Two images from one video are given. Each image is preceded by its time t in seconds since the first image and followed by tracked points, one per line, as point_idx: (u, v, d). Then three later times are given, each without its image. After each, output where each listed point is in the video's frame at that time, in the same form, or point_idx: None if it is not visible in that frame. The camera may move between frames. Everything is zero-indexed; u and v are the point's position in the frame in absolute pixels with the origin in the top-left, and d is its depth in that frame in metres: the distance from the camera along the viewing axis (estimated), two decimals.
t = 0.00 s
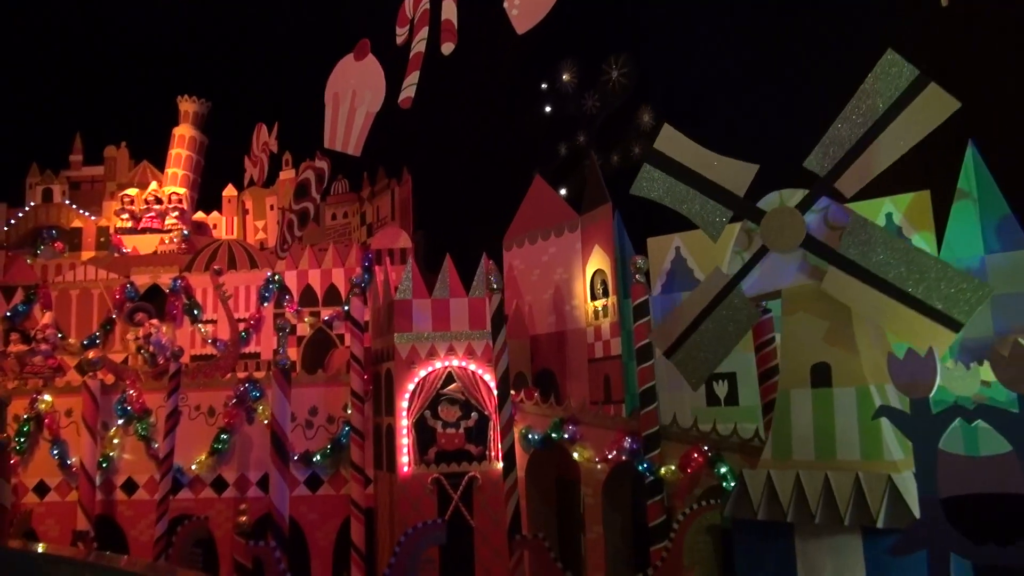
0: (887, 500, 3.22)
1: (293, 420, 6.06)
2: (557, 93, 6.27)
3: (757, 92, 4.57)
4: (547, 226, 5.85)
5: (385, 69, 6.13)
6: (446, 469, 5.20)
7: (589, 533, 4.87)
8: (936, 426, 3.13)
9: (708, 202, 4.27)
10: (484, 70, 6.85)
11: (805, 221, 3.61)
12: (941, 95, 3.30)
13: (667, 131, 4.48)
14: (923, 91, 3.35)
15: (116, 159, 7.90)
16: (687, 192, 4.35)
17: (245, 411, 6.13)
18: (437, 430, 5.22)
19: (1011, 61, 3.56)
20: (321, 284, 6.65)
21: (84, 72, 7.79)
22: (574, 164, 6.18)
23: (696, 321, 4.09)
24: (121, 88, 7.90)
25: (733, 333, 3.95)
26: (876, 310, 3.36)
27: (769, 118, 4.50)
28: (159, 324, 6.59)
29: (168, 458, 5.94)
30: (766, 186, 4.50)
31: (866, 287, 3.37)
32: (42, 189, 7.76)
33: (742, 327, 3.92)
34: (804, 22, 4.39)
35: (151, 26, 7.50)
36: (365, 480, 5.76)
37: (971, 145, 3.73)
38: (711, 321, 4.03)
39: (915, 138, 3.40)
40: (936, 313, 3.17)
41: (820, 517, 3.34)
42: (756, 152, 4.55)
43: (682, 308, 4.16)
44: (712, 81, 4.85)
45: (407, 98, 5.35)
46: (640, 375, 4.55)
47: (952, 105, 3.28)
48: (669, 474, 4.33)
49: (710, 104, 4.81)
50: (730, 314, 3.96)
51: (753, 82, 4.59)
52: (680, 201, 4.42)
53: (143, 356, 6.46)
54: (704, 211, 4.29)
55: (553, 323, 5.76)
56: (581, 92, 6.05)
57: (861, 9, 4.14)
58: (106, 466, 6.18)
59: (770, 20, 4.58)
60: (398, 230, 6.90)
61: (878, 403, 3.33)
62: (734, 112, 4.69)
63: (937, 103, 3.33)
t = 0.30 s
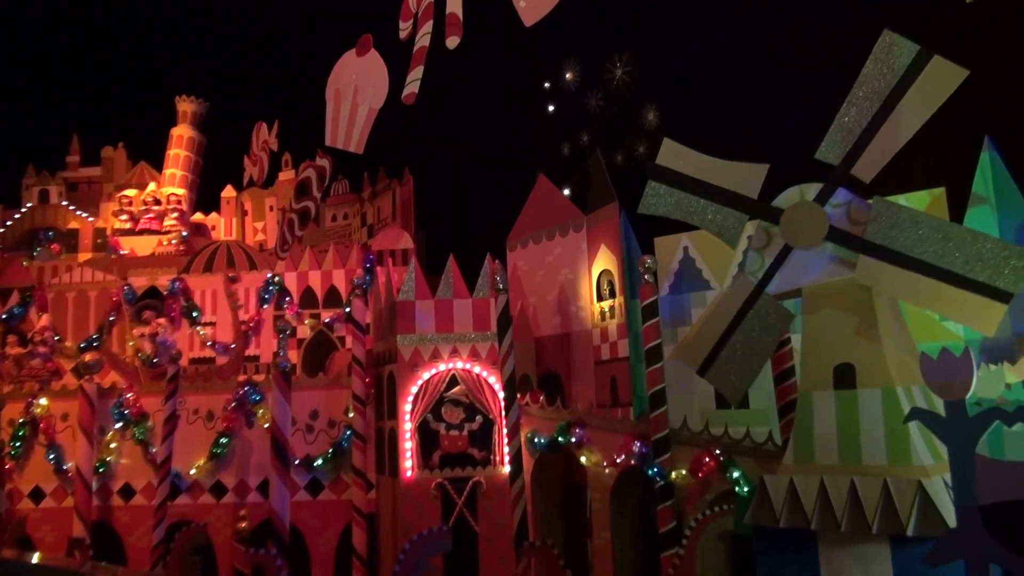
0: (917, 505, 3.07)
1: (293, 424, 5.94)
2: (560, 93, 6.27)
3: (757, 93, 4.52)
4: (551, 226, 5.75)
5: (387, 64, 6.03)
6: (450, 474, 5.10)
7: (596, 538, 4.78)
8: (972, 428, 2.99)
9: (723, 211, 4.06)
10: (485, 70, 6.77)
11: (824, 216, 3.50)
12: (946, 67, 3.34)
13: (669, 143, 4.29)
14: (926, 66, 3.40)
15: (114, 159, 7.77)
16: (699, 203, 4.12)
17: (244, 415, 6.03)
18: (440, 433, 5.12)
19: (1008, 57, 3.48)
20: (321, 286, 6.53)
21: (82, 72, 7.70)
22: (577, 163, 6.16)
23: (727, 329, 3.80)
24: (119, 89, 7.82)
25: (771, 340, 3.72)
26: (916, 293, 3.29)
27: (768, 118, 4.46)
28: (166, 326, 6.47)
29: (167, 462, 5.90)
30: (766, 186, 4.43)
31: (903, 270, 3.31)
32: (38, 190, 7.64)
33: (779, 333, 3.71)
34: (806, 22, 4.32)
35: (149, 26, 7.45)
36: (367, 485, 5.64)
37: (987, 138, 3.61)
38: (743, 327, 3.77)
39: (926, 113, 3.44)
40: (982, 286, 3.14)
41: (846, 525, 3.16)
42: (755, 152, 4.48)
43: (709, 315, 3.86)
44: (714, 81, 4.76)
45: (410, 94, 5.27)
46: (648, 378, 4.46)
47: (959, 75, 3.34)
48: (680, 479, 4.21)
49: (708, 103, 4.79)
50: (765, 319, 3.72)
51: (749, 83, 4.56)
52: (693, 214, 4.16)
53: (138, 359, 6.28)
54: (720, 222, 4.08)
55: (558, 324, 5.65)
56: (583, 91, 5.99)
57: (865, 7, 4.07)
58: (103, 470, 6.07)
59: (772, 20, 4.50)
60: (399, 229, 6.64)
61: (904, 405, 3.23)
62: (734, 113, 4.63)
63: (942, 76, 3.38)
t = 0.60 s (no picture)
0: (948, 514, 2.95)
1: (292, 428, 5.83)
2: (563, 93, 6.31)
3: (757, 94, 4.60)
4: (554, 228, 5.66)
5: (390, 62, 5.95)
6: (453, 479, 4.99)
7: (603, 545, 4.69)
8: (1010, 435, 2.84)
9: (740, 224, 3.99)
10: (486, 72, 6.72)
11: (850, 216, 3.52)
12: (950, 43, 3.46)
13: (674, 161, 4.35)
14: (930, 47, 3.50)
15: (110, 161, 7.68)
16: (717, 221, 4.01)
17: (243, 418, 5.92)
18: (443, 436, 5.01)
19: (1010, 52, 3.52)
20: (320, 288, 6.44)
21: (80, 72, 7.56)
22: (579, 164, 6.28)
23: (762, 337, 3.65)
24: (118, 89, 7.69)
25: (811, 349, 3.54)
26: (952, 273, 3.37)
27: (770, 119, 4.52)
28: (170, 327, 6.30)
29: (162, 468, 5.69)
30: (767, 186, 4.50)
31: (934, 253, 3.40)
32: (34, 191, 7.53)
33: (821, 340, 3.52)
34: (805, 22, 4.44)
35: (148, 26, 7.29)
36: (368, 491, 5.51)
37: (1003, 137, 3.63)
38: (778, 334, 3.62)
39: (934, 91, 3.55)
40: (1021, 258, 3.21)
41: (873, 535, 3.06)
42: (759, 153, 4.53)
43: (742, 324, 3.74)
44: (717, 82, 4.82)
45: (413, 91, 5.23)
46: (658, 381, 4.35)
47: (964, 50, 3.45)
48: (691, 485, 4.11)
49: (709, 104, 4.85)
50: (803, 326, 3.54)
51: (750, 83, 4.64)
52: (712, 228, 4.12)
53: (136, 362, 6.19)
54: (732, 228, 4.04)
55: (562, 327, 5.56)
56: (587, 92, 6.05)
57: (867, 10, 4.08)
58: (98, 476, 5.95)
59: (773, 20, 4.60)
60: (400, 231, 6.55)
61: (933, 410, 3.10)
62: (737, 115, 4.68)
63: (947, 54, 3.48)
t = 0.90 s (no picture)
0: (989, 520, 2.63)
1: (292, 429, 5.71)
2: (566, 90, 6.50)
3: (760, 92, 4.60)
4: (559, 224, 5.55)
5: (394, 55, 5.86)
6: (457, 481, 4.88)
7: (611, 548, 4.61)
8: None
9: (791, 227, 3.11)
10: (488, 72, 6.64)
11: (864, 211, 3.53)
12: (945, 18, 2.93)
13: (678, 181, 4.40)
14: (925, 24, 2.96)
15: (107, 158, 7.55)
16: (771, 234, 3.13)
17: (243, 419, 5.82)
18: (447, 436, 4.91)
19: (1010, 44, 3.63)
20: (320, 287, 6.32)
21: (80, 72, 7.48)
22: (581, 161, 6.52)
23: (810, 339, 2.92)
24: (118, 89, 7.63)
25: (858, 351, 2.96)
26: (994, 245, 2.98)
27: (773, 118, 4.56)
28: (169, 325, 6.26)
29: (160, 469, 5.55)
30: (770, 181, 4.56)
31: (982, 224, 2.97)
32: (29, 188, 7.38)
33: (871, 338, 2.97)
34: (808, 21, 4.35)
35: (148, 26, 7.21)
36: (369, 493, 5.40)
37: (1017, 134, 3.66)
38: (825, 338, 2.94)
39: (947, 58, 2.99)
40: None
41: (904, 540, 2.76)
42: (764, 151, 4.57)
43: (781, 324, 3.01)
44: (721, 79, 4.84)
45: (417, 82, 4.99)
46: (667, 381, 4.24)
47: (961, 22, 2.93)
48: (702, 487, 4.08)
49: (714, 103, 4.88)
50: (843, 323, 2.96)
51: (751, 83, 4.64)
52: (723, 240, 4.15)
53: (133, 362, 6.11)
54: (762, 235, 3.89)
55: (568, 326, 5.47)
56: (592, 88, 6.27)
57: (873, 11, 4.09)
58: (94, 478, 5.83)
59: (776, 19, 4.53)
60: (401, 228, 6.40)
61: (965, 406, 2.82)
62: (739, 114, 4.72)
63: (940, 30, 2.96)
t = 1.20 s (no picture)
0: None
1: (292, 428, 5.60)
2: (570, 87, 6.26)
3: (757, 93, 4.56)
4: (565, 221, 5.47)
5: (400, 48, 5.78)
6: (461, 481, 4.78)
7: (619, 550, 4.56)
8: None
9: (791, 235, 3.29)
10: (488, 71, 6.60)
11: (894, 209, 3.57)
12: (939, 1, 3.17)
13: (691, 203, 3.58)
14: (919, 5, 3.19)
15: (105, 153, 7.47)
16: (765, 245, 3.33)
17: (240, 417, 5.71)
18: (451, 436, 4.82)
19: (1011, 44, 3.36)
20: (321, 283, 6.25)
21: (80, 72, 7.37)
22: (586, 159, 6.21)
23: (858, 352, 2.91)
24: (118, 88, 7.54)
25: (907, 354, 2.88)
26: None
27: (770, 118, 4.48)
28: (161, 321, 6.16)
29: (157, 468, 5.43)
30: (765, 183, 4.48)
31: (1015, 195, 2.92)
32: (26, 183, 7.31)
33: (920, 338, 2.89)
34: (805, 22, 4.35)
35: (148, 25, 7.16)
36: (371, 494, 5.30)
37: None
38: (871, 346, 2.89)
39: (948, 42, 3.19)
40: None
41: (937, 546, 2.65)
42: (762, 151, 4.52)
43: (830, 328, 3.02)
44: (718, 79, 4.83)
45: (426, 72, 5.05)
46: (678, 381, 4.13)
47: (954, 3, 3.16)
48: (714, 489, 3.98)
49: (712, 105, 4.86)
50: (888, 323, 2.92)
51: (750, 83, 4.60)
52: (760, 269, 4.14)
53: (129, 360, 6.00)
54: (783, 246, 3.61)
55: (573, 324, 5.38)
56: (596, 84, 6.00)
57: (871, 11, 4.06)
58: (89, 476, 5.73)
59: (774, 20, 4.52)
60: (405, 224, 6.27)
61: (1001, 414, 2.78)
62: (737, 116, 4.66)
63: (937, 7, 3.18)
